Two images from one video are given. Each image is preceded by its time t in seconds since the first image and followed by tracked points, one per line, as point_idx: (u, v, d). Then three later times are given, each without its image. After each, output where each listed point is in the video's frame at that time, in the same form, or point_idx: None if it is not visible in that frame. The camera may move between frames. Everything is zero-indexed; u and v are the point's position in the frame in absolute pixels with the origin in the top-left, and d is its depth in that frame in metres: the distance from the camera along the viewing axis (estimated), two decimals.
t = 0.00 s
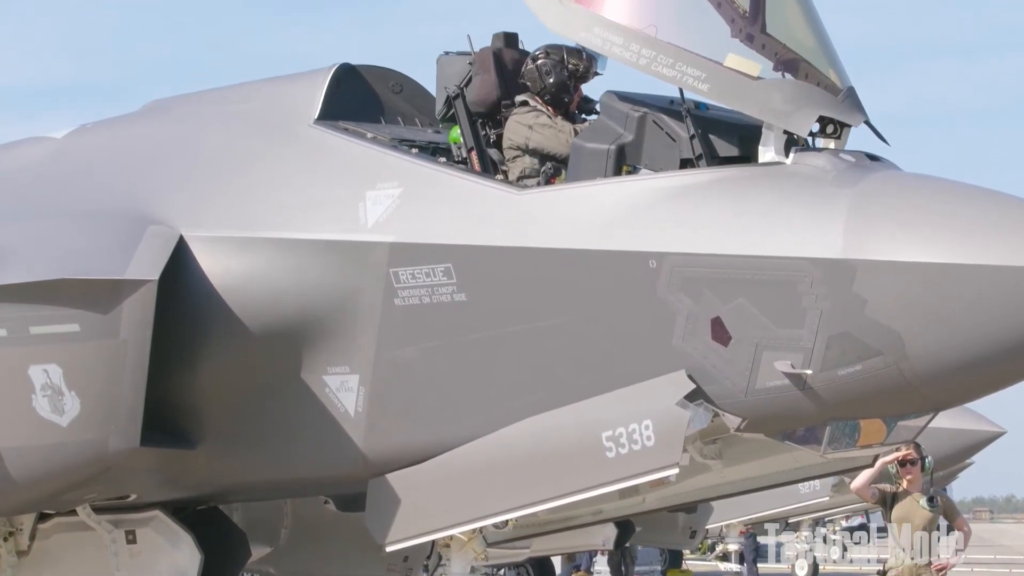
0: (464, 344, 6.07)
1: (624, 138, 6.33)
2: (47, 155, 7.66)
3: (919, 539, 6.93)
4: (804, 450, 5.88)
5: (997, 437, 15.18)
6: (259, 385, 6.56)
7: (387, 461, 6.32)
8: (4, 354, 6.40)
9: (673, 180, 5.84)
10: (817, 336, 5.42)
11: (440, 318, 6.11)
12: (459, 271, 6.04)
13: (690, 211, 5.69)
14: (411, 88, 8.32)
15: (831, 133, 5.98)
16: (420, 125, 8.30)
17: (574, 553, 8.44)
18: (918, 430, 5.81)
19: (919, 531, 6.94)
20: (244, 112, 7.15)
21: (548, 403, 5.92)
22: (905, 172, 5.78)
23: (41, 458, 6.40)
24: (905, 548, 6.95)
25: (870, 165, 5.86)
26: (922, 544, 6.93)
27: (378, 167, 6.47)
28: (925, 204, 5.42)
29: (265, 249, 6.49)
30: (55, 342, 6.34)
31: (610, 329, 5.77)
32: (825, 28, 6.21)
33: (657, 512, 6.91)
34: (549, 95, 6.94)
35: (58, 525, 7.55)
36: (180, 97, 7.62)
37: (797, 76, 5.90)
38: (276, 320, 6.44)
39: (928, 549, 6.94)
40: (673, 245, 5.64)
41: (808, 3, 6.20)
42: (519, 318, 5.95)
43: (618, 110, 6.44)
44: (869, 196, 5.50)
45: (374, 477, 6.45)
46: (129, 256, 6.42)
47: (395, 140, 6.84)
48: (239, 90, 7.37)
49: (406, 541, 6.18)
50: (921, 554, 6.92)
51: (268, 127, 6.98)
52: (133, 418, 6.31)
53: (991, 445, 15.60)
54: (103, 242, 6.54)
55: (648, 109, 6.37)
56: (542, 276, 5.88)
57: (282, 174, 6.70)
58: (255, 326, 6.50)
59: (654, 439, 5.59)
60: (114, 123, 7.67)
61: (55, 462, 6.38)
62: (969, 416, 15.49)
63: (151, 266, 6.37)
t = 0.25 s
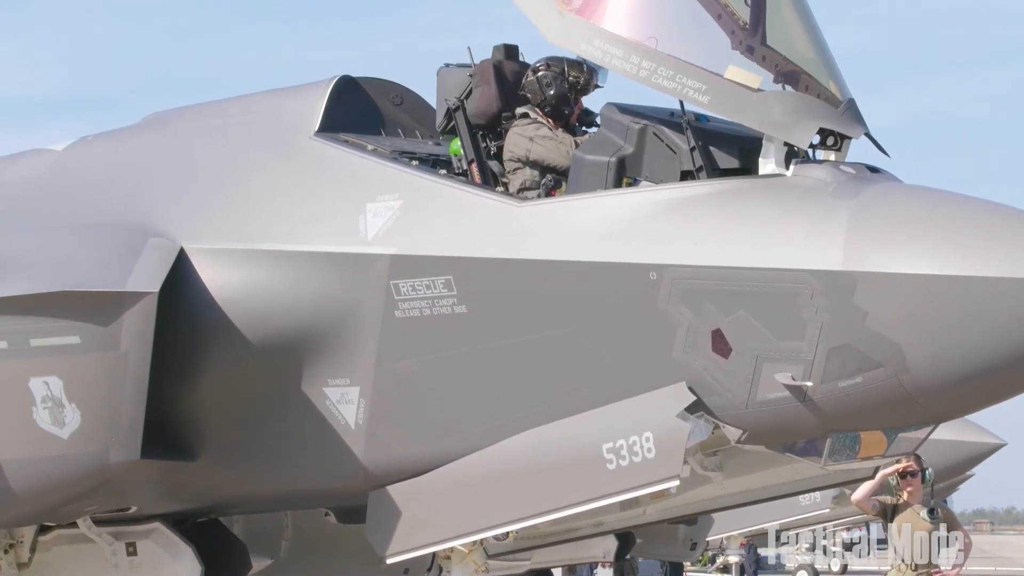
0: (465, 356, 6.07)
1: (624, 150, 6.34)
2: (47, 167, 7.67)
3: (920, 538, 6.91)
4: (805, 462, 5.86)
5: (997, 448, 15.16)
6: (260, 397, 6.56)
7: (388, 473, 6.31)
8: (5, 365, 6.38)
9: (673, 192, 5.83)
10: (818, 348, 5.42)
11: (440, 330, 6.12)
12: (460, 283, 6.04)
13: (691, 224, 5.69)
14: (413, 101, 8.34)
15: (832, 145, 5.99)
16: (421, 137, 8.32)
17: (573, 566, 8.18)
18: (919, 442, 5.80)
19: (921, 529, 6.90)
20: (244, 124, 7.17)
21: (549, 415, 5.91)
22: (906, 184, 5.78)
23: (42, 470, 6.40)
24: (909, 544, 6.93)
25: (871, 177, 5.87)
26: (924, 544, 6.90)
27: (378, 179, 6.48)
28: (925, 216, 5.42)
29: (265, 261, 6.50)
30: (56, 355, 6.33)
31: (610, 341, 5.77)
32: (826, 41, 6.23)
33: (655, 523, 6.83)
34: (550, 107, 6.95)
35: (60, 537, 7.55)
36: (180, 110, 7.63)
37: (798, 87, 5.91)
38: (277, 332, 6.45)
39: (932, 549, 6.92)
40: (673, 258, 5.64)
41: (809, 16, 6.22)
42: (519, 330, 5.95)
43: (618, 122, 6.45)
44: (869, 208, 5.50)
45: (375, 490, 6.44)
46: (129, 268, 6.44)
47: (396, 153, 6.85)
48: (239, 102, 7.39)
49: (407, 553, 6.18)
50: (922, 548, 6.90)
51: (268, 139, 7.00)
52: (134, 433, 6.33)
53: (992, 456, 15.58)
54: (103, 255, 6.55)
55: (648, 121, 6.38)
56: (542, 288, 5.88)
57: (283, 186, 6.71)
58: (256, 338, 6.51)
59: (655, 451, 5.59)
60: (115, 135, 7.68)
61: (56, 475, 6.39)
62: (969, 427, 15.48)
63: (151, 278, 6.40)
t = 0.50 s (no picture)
0: (465, 368, 6.07)
1: (625, 162, 6.35)
2: (47, 180, 7.68)
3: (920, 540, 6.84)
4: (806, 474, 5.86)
5: (998, 460, 15.14)
6: (260, 409, 6.56)
7: (388, 485, 6.31)
8: (6, 377, 6.36)
9: (672, 205, 5.83)
10: (818, 360, 5.42)
11: (441, 342, 6.12)
12: (460, 295, 6.04)
13: (691, 236, 5.69)
14: (413, 113, 8.35)
15: (832, 157, 5.99)
16: (421, 149, 8.33)
17: None
18: (919, 454, 5.80)
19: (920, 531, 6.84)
20: (244, 137, 7.18)
21: (549, 428, 5.91)
22: (906, 196, 5.78)
23: (42, 483, 6.40)
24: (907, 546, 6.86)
25: (871, 189, 5.87)
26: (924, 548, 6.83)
27: (378, 191, 6.48)
28: (925, 228, 5.43)
29: (265, 273, 6.50)
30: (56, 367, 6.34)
31: (610, 353, 5.77)
32: (826, 52, 6.23)
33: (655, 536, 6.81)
34: (550, 119, 6.97)
35: (60, 550, 7.54)
36: (180, 123, 7.64)
37: (798, 100, 5.92)
38: (277, 344, 6.45)
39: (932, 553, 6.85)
40: (674, 270, 5.64)
41: (809, 27, 6.22)
42: (519, 343, 5.95)
43: (619, 135, 6.45)
44: (869, 220, 5.51)
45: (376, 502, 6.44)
46: (129, 282, 6.45)
47: (396, 165, 6.86)
48: (239, 115, 7.40)
49: (407, 565, 6.17)
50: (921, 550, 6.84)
51: (269, 152, 7.01)
52: (133, 445, 6.35)
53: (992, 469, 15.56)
54: (104, 267, 6.56)
55: (648, 133, 6.39)
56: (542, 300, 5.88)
57: (283, 198, 6.72)
58: (255, 350, 6.51)
59: (655, 463, 5.58)
60: (115, 148, 7.69)
61: (56, 487, 6.38)
62: (969, 439, 15.46)
63: (151, 291, 6.41)
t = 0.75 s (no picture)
0: (465, 380, 6.07)
1: (625, 173, 6.36)
2: (48, 193, 7.69)
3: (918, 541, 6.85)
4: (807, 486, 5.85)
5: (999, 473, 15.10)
6: (261, 422, 6.57)
7: (389, 498, 6.30)
8: (6, 389, 6.38)
9: (672, 217, 5.84)
10: (818, 372, 5.42)
11: (442, 354, 6.12)
12: (461, 308, 6.04)
13: (691, 248, 5.69)
14: (414, 125, 8.36)
15: (833, 169, 5.99)
16: (421, 161, 8.34)
17: None
18: (920, 466, 5.80)
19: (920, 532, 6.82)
20: (244, 149, 7.20)
21: (550, 440, 5.90)
22: (907, 208, 5.78)
23: (42, 495, 6.40)
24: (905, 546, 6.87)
25: (871, 201, 5.87)
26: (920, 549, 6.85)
27: (379, 203, 6.49)
28: (924, 239, 5.43)
29: (266, 285, 6.51)
30: (57, 379, 6.35)
31: (610, 365, 5.77)
32: (826, 63, 6.23)
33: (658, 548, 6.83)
34: (550, 131, 6.98)
35: (59, 562, 7.52)
36: (181, 135, 7.66)
37: (799, 112, 5.93)
38: (278, 356, 6.45)
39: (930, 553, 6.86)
40: (674, 282, 5.64)
41: (810, 39, 6.23)
42: (520, 355, 5.95)
43: (619, 147, 6.46)
44: (869, 232, 5.51)
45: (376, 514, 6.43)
46: (130, 294, 6.45)
47: (397, 177, 6.86)
48: (240, 127, 7.42)
49: None
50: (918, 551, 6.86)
51: (269, 164, 7.01)
52: (135, 457, 6.34)
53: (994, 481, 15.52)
54: (104, 280, 6.57)
55: (649, 145, 6.39)
56: (543, 312, 5.88)
57: (284, 210, 6.73)
58: (256, 362, 6.52)
59: (656, 476, 5.58)
60: (115, 160, 7.70)
61: (56, 499, 6.38)
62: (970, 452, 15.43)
63: (151, 303, 6.41)
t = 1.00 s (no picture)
0: (465, 391, 6.07)
1: (626, 185, 6.36)
2: (48, 204, 7.70)
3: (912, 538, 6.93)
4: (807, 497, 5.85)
5: (1000, 484, 15.08)
6: (261, 433, 6.57)
7: (390, 509, 6.30)
8: (5, 401, 6.43)
9: (672, 229, 5.85)
10: (819, 384, 5.41)
11: (442, 366, 6.12)
12: (461, 319, 6.04)
13: (691, 260, 5.69)
14: (414, 137, 8.38)
15: (833, 180, 5.99)
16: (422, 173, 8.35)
17: None
18: (920, 477, 5.80)
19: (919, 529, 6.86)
20: (244, 160, 7.21)
21: (550, 451, 5.90)
22: (907, 219, 5.79)
23: (43, 507, 6.41)
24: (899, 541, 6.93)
25: (871, 212, 5.87)
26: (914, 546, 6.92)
27: (379, 215, 6.50)
28: (924, 250, 5.43)
29: (266, 296, 6.52)
30: (57, 391, 6.35)
31: (610, 376, 5.77)
32: (826, 74, 6.24)
33: (658, 559, 6.82)
34: (551, 142, 6.99)
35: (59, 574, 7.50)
36: (181, 147, 7.67)
37: (799, 123, 5.94)
38: (278, 367, 6.46)
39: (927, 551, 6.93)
40: (674, 293, 5.64)
41: (810, 50, 6.24)
42: (520, 366, 5.94)
43: (620, 158, 6.46)
44: (869, 244, 5.51)
45: (377, 526, 6.42)
46: (131, 305, 6.44)
47: (397, 189, 6.87)
48: (240, 139, 7.43)
49: None
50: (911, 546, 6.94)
51: (270, 176, 7.02)
52: (135, 469, 6.31)
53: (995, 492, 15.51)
54: (105, 291, 6.57)
55: (649, 157, 6.39)
56: (543, 324, 5.88)
57: (284, 222, 6.74)
58: (256, 373, 6.52)
59: (656, 487, 5.57)
60: (116, 172, 7.71)
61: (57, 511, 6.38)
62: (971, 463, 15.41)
63: (150, 316, 6.39)
